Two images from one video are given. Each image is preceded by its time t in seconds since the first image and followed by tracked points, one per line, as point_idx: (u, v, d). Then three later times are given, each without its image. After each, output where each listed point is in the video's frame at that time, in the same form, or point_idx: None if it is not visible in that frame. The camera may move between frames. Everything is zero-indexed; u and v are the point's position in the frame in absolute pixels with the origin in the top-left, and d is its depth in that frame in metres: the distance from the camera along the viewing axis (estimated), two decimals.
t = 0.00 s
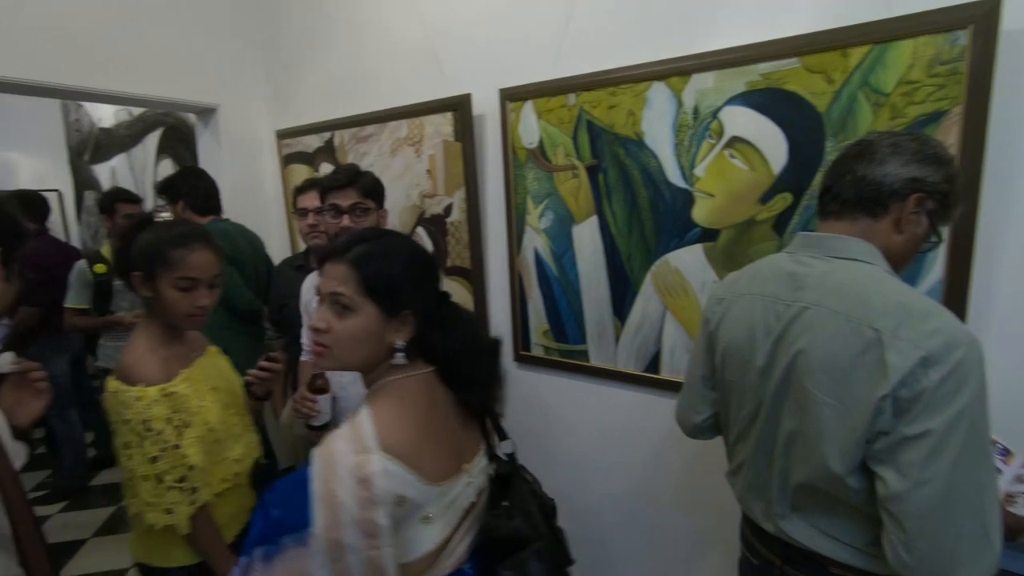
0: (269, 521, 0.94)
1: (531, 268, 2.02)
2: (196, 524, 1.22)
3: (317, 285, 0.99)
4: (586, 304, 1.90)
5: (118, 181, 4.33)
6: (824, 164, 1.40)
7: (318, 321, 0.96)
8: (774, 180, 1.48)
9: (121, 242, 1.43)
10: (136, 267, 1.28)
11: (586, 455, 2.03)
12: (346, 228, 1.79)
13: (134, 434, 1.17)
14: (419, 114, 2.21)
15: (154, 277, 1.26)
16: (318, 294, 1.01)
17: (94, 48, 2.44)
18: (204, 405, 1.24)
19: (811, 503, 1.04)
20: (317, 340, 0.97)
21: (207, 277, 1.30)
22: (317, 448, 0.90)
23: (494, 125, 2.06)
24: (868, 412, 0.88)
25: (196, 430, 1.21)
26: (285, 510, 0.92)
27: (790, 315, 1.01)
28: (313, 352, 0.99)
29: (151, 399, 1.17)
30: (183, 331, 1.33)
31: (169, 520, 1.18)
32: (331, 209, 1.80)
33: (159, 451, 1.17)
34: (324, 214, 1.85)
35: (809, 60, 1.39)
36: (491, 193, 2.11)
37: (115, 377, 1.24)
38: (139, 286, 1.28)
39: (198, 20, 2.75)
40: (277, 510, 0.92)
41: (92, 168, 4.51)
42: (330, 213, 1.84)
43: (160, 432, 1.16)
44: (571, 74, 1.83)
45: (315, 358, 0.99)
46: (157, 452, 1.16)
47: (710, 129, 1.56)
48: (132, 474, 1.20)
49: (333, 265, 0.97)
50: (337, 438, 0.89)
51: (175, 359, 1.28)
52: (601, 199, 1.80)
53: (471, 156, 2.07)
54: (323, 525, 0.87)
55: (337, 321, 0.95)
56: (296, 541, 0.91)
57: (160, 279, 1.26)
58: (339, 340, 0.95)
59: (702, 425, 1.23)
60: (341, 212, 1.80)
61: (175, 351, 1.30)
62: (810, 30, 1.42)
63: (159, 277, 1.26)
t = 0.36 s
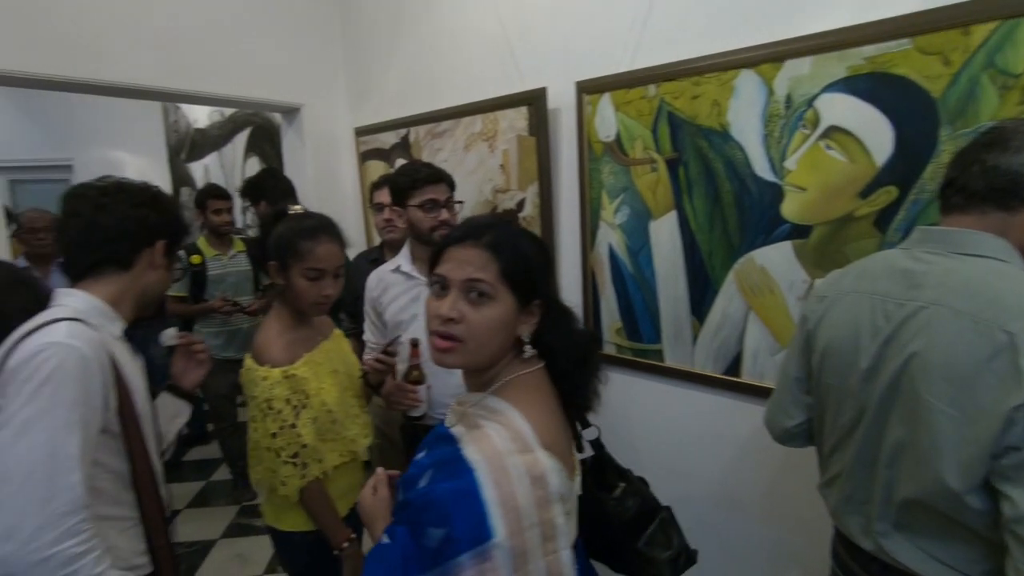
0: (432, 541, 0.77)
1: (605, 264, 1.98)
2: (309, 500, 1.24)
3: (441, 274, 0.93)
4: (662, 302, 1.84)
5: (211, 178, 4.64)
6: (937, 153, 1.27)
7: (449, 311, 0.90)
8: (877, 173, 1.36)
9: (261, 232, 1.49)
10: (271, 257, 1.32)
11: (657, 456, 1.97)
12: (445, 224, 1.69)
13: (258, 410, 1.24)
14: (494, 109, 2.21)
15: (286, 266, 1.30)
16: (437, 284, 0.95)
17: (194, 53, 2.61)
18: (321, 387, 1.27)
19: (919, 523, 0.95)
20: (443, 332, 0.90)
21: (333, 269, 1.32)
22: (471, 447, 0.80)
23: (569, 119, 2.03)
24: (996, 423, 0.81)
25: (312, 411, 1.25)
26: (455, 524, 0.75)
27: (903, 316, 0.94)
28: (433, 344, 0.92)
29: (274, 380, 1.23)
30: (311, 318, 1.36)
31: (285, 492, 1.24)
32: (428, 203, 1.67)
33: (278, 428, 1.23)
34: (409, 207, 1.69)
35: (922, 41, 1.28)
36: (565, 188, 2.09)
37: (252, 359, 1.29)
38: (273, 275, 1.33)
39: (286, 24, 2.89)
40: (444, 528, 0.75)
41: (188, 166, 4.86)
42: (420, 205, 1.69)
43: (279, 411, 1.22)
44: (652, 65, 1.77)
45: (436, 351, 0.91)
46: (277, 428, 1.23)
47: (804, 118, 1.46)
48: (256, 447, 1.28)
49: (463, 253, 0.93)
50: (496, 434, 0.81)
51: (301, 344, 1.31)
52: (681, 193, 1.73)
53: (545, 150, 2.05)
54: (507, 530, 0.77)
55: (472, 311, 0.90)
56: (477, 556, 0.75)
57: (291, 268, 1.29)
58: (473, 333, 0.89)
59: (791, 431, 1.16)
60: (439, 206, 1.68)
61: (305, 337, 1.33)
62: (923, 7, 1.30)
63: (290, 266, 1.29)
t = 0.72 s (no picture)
0: (541, 512, 0.76)
1: (670, 261, 1.92)
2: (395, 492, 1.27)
3: (524, 263, 0.91)
4: (731, 302, 1.77)
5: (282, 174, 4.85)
6: None
7: (537, 298, 0.88)
8: (981, 167, 1.24)
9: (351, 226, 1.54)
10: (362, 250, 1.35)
11: (719, 461, 1.90)
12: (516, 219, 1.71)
13: (349, 398, 1.26)
14: (558, 103, 2.19)
15: (375, 258, 1.32)
16: (515, 274, 0.93)
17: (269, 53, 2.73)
18: (409, 378, 1.29)
19: None
20: (529, 318, 0.88)
21: (420, 264, 1.34)
22: (566, 420, 0.80)
23: (635, 112, 1.98)
24: None
25: (402, 401, 1.27)
26: (566, 491, 0.75)
27: (1017, 325, 0.88)
28: (519, 331, 0.90)
29: (368, 369, 1.24)
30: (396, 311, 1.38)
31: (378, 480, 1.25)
32: (501, 198, 1.68)
33: (372, 417, 1.24)
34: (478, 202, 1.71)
35: None
36: (629, 183, 2.04)
37: (340, 348, 1.32)
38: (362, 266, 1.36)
39: (355, 23, 2.97)
40: (555, 496, 0.75)
41: (261, 162, 5.10)
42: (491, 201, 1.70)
43: (374, 400, 1.23)
44: (725, 54, 1.70)
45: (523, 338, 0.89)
46: (370, 417, 1.24)
47: (896, 108, 1.36)
48: (347, 435, 1.29)
49: (545, 243, 0.91)
50: (588, 408, 0.82)
51: (384, 335, 1.33)
52: (755, 188, 1.65)
53: (610, 144, 2.01)
54: (611, 494, 0.77)
55: (557, 296, 0.88)
56: (585, 523, 0.75)
57: (379, 261, 1.32)
58: (563, 318, 0.87)
59: (876, 444, 1.08)
60: (511, 200, 1.69)
61: (389, 329, 1.35)
62: None
63: (379, 258, 1.32)
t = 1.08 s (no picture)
0: (653, 486, 0.78)
1: (722, 260, 1.86)
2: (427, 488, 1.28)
3: (596, 264, 0.90)
4: (786, 304, 1.70)
5: (333, 171, 4.97)
6: None
7: (617, 298, 0.87)
8: None
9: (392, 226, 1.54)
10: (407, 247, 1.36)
11: (769, 469, 1.84)
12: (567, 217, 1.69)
13: (388, 392, 1.28)
14: (608, 99, 2.16)
15: (423, 254, 1.34)
16: (581, 276, 0.91)
17: (323, 54, 2.80)
18: (448, 377, 1.29)
19: None
20: (612, 317, 0.88)
21: (465, 254, 1.36)
22: (651, 402, 0.83)
23: (688, 108, 1.93)
24: None
25: (440, 398, 1.27)
26: (673, 461, 0.79)
27: None
28: (598, 333, 0.89)
29: (406, 364, 1.26)
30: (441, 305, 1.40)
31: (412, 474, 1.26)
32: (552, 195, 1.66)
33: (409, 411, 1.25)
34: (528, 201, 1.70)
35: None
36: (679, 181, 1.99)
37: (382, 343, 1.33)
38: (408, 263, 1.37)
39: (406, 23, 3.01)
40: (664, 468, 0.78)
41: (314, 161, 5.24)
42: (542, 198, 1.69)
43: (411, 394, 1.25)
44: (785, 46, 1.63)
45: (604, 338, 0.89)
46: (407, 411, 1.25)
47: (974, 100, 1.27)
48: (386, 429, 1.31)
49: (613, 244, 0.90)
50: (666, 388, 0.85)
51: (431, 331, 1.34)
52: (815, 185, 1.58)
53: (660, 141, 1.97)
54: (703, 458, 0.82)
55: (631, 294, 0.89)
56: (693, 487, 0.79)
57: (427, 256, 1.33)
58: (639, 313, 0.89)
59: (951, 458, 1.02)
60: (563, 197, 1.67)
61: (434, 324, 1.36)
62: None
63: (427, 254, 1.33)
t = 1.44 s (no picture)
0: (738, 484, 0.79)
1: (781, 260, 1.79)
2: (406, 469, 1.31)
3: (660, 261, 0.88)
4: (850, 307, 1.62)
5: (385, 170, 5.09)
6: None
7: (682, 293, 0.86)
8: None
9: (437, 230, 1.54)
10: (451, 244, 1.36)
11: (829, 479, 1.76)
12: (613, 221, 1.66)
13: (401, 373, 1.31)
14: (662, 95, 2.12)
15: (465, 247, 1.32)
16: (645, 273, 0.90)
17: (379, 55, 2.87)
18: (465, 375, 1.25)
19: None
20: (677, 313, 0.87)
21: (506, 243, 1.32)
22: (724, 398, 0.83)
23: (747, 102, 1.87)
24: None
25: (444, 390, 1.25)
26: (755, 459, 0.80)
27: None
28: (662, 329, 0.88)
29: (417, 351, 1.27)
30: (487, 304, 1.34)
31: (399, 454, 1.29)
32: (596, 198, 1.65)
33: (408, 394, 1.27)
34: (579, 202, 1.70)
35: None
36: (736, 178, 1.93)
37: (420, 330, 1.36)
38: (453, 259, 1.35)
39: (459, 22, 3.05)
40: (749, 464, 0.79)
41: (367, 159, 5.38)
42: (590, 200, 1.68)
43: (413, 379, 1.26)
44: (854, 36, 1.55)
45: (669, 335, 0.88)
46: (406, 393, 1.28)
47: None
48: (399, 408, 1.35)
49: (675, 241, 0.89)
50: (734, 383, 0.86)
51: (468, 328, 1.30)
52: (885, 183, 1.50)
53: (717, 136, 1.91)
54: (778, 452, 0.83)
55: (694, 291, 0.88)
56: (774, 482, 0.81)
57: (469, 249, 1.30)
58: (703, 310, 0.88)
59: None
60: (608, 200, 1.65)
61: (474, 323, 1.31)
62: None
63: (469, 248, 1.31)
